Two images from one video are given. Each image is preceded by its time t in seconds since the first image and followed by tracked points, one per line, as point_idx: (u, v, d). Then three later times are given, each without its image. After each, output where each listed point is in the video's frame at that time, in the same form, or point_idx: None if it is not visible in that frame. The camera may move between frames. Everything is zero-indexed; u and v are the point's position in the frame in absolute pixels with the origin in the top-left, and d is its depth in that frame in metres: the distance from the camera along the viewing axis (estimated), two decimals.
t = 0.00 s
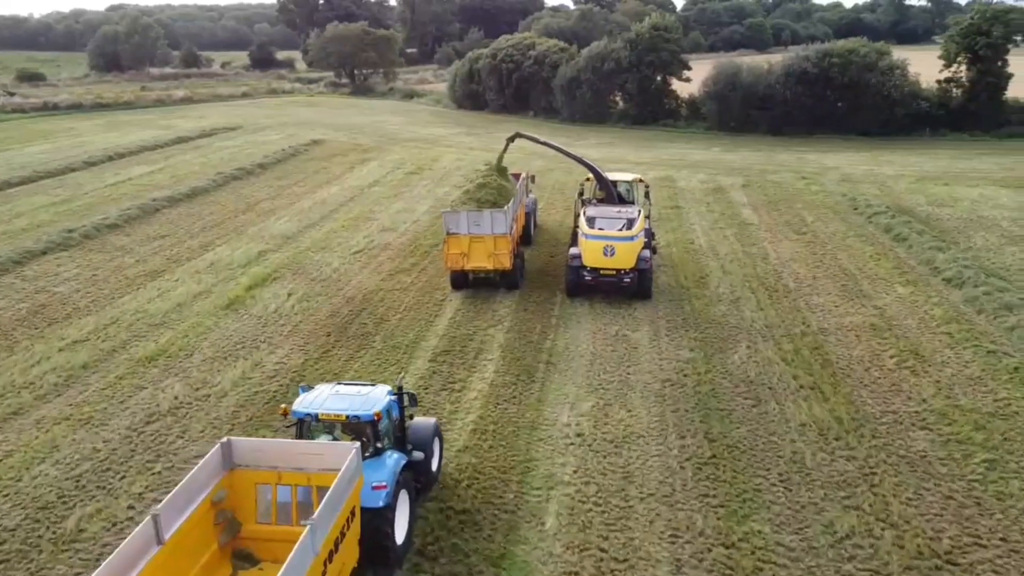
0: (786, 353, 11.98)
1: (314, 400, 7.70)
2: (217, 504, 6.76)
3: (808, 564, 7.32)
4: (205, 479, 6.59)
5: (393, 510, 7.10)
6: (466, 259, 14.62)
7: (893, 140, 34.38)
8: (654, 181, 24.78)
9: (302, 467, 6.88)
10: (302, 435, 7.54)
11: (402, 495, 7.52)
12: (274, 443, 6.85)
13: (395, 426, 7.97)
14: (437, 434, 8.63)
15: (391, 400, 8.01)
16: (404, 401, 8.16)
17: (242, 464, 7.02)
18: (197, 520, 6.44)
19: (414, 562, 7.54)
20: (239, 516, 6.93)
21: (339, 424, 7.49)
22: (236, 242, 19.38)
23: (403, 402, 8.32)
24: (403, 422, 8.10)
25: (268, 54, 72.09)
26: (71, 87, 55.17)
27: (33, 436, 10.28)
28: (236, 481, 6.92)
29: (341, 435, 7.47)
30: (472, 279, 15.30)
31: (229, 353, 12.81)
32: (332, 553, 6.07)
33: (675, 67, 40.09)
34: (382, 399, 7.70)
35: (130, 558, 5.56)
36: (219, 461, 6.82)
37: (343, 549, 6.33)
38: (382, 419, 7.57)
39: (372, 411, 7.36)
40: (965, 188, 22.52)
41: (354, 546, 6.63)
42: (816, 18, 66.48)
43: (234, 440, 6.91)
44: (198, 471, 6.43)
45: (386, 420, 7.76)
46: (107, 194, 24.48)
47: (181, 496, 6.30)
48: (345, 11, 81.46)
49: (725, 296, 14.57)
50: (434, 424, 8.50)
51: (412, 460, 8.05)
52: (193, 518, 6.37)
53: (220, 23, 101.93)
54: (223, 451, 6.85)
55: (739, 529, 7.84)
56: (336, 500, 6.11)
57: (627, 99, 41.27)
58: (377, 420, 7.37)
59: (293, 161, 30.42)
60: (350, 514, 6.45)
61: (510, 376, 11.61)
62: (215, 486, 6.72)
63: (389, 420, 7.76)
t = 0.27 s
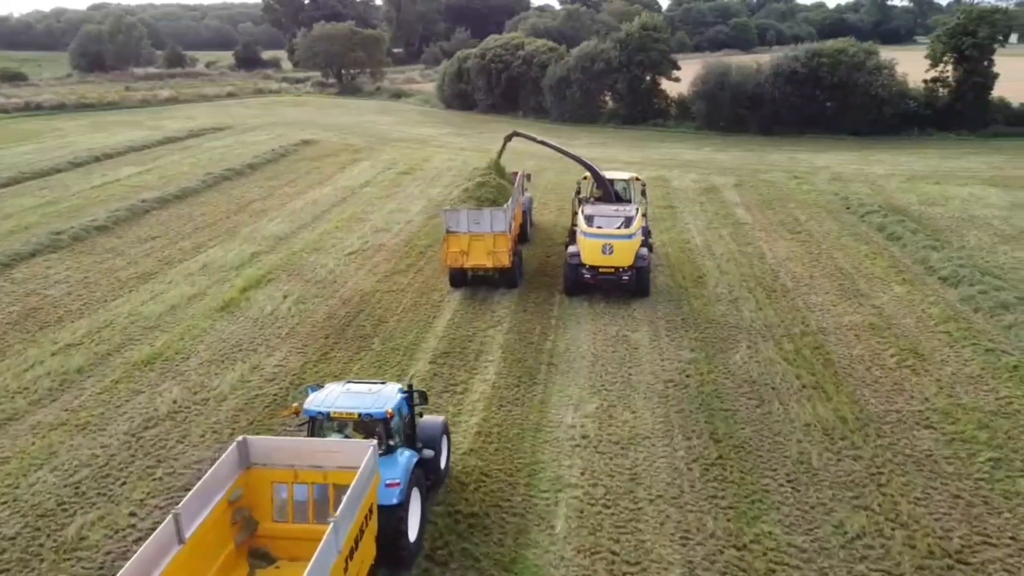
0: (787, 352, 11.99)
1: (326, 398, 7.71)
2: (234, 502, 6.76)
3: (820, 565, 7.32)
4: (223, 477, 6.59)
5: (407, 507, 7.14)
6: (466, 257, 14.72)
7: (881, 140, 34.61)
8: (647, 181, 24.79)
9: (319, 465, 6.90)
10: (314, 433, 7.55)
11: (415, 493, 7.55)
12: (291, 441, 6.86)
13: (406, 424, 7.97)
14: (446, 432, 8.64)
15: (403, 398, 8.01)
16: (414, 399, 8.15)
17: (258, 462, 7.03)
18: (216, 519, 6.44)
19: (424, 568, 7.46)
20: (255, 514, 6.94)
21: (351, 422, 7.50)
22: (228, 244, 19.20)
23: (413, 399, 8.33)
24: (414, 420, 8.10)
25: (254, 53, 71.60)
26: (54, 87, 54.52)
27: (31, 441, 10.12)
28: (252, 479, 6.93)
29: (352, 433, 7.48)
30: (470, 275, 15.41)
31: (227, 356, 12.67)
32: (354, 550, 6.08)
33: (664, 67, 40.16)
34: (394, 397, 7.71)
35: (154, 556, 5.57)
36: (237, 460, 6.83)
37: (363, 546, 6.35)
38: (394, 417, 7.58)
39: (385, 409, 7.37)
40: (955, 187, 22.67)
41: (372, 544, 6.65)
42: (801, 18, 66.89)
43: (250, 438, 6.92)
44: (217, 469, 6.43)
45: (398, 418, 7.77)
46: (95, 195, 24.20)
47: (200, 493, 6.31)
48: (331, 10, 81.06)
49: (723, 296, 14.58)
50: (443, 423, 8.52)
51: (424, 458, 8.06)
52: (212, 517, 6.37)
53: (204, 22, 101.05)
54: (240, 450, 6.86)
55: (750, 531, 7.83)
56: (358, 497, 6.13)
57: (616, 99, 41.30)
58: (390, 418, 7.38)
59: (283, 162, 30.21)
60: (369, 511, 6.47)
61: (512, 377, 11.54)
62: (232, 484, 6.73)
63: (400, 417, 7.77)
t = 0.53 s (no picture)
0: (789, 352, 12.00)
1: (339, 397, 7.78)
2: (252, 501, 6.90)
3: (833, 565, 7.32)
4: (242, 475, 6.75)
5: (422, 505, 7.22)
6: (466, 256, 14.81)
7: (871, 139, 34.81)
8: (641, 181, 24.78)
9: (335, 463, 7.06)
10: (327, 431, 7.61)
11: (428, 491, 7.63)
12: (308, 440, 7.03)
13: (419, 422, 8.03)
14: (455, 430, 8.71)
15: (415, 396, 8.08)
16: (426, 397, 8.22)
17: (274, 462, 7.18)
18: (235, 515, 6.58)
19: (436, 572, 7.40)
20: (272, 513, 7.07)
21: (365, 421, 7.56)
22: (222, 245, 19.03)
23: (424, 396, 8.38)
24: (426, 417, 8.17)
25: (241, 53, 71.18)
26: (39, 87, 53.95)
27: (30, 446, 9.98)
28: (269, 479, 7.08)
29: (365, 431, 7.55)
30: (470, 274, 15.54)
31: (226, 358, 12.56)
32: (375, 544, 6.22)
33: (655, 67, 40.22)
34: (407, 395, 7.78)
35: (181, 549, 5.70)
36: (254, 459, 6.98)
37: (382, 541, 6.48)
38: (407, 415, 7.65)
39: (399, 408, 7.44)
40: (947, 186, 22.80)
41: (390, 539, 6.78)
42: (787, 18, 67.18)
43: (267, 438, 7.09)
44: (237, 467, 6.59)
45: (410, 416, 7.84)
46: (86, 196, 23.95)
47: (221, 491, 6.45)
48: (318, 10, 80.69)
49: (723, 295, 14.59)
50: (453, 421, 8.61)
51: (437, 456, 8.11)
52: (233, 514, 6.52)
53: (190, 22, 100.28)
54: (257, 450, 7.01)
55: (761, 531, 7.82)
56: (378, 492, 6.28)
57: (607, 99, 41.31)
58: (403, 416, 7.45)
59: (274, 162, 30.01)
60: (388, 507, 6.61)
61: (516, 379, 11.48)
62: (250, 482, 6.87)
63: (413, 415, 7.84)
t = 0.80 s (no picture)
0: (792, 351, 12.05)
1: (356, 394, 7.80)
2: (274, 499, 6.90)
3: (848, 564, 7.35)
4: (264, 474, 6.74)
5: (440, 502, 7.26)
6: (467, 254, 14.96)
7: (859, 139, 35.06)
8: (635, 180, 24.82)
9: (356, 461, 7.06)
10: (344, 428, 7.62)
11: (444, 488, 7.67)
12: (329, 437, 7.02)
13: (434, 419, 8.07)
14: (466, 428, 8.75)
15: (430, 394, 8.12)
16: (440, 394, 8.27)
17: (294, 459, 7.17)
18: (258, 515, 6.58)
19: None
20: (293, 511, 7.08)
21: (382, 419, 7.59)
22: (216, 247, 18.88)
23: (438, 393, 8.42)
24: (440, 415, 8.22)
25: (227, 53, 70.72)
26: (22, 87, 53.33)
27: (31, 452, 9.85)
28: (290, 476, 7.07)
29: (383, 428, 7.58)
30: (470, 273, 15.65)
31: (226, 361, 12.45)
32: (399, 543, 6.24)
33: (645, 67, 40.32)
34: (424, 393, 7.83)
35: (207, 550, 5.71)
36: (275, 457, 6.97)
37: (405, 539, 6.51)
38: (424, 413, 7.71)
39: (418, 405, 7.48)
40: (938, 185, 22.99)
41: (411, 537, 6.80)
42: (772, 18, 67.60)
43: (288, 436, 7.07)
44: (260, 466, 6.58)
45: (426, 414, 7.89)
46: (75, 198, 23.69)
47: (244, 490, 6.46)
48: (304, 10, 80.32)
49: (723, 295, 14.62)
50: (465, 419, 8.64)
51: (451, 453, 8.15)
52: (256, 514, 6.52)
53: (173, 21, 99.48)
54: (278, 447, 7.00)
55: (775, 531, 7.83)
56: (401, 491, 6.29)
57: (597, 98, 41.36)
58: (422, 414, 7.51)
59: (265, 163, 29.83)
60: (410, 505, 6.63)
61: (521, 380, 11.44)
62: (272, 480, 6.88)
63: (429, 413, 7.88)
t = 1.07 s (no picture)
0: (796, 350, 12.12)
1: (376, 391, 7.95)
2: (302, 494, 7.06)
3: (865, 562, 7.41)
4: (293, 471, 6.90)
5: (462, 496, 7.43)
6: (469, 252, 15.10)
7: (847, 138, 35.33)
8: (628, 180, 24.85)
9: (382, 457, 7.21)
10: (365, 424, 7.76)
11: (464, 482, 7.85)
12: (356, 434, 7.17)
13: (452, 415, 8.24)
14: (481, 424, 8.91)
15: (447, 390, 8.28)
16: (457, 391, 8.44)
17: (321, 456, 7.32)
18: (289, 511, 6.75)
19: None
20: (320, 506, 7.25)
21: (403, 415, 7.74)
22: (211, 248, 18.71)
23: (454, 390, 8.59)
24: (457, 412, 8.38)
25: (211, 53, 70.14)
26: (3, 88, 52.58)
27: (35, 459, 9.71)
28: (317, 472, 7.23)
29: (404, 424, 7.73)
30: (470, 271, 15.81)
31: (229, 364, 12.34)
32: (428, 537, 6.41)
33: (634, 67, 40.43)
34: (443, 389, 8.00)
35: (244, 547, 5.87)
36: (302, 454, 7.12)
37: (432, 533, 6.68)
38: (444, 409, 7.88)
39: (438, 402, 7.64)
40: (928, 184, 23.20)
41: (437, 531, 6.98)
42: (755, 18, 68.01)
43: (314, 433, 7.22)
44: (289, 464, 6.73)
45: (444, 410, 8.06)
46: (64, 200, 23.38)
47: (275, 487, 6.62)
48: (289, 10, 79.83)
49: (723, 294, 14.68)
50: (479, 414, 8.82)
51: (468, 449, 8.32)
52: (285, 510, 6.67)
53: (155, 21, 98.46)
54: (305, 444, 7.15)
55: (790, 530, 7.88)
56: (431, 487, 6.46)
57: (586, 98, 41.41)
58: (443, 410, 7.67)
59: (255, 164, 29.60)
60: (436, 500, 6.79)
61: (528, 381, 11.43)
62: (300, 476, 7.04)
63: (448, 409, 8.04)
